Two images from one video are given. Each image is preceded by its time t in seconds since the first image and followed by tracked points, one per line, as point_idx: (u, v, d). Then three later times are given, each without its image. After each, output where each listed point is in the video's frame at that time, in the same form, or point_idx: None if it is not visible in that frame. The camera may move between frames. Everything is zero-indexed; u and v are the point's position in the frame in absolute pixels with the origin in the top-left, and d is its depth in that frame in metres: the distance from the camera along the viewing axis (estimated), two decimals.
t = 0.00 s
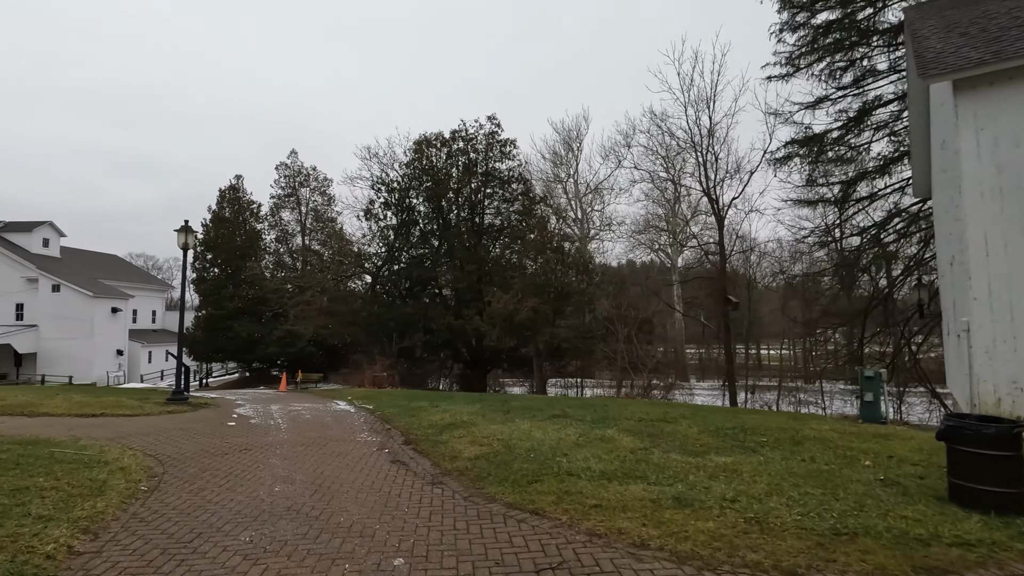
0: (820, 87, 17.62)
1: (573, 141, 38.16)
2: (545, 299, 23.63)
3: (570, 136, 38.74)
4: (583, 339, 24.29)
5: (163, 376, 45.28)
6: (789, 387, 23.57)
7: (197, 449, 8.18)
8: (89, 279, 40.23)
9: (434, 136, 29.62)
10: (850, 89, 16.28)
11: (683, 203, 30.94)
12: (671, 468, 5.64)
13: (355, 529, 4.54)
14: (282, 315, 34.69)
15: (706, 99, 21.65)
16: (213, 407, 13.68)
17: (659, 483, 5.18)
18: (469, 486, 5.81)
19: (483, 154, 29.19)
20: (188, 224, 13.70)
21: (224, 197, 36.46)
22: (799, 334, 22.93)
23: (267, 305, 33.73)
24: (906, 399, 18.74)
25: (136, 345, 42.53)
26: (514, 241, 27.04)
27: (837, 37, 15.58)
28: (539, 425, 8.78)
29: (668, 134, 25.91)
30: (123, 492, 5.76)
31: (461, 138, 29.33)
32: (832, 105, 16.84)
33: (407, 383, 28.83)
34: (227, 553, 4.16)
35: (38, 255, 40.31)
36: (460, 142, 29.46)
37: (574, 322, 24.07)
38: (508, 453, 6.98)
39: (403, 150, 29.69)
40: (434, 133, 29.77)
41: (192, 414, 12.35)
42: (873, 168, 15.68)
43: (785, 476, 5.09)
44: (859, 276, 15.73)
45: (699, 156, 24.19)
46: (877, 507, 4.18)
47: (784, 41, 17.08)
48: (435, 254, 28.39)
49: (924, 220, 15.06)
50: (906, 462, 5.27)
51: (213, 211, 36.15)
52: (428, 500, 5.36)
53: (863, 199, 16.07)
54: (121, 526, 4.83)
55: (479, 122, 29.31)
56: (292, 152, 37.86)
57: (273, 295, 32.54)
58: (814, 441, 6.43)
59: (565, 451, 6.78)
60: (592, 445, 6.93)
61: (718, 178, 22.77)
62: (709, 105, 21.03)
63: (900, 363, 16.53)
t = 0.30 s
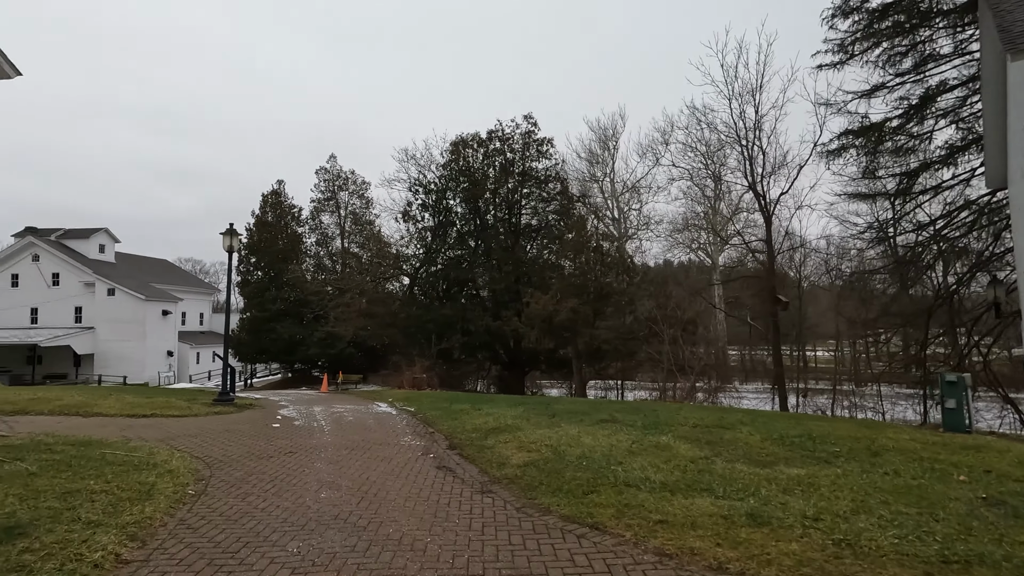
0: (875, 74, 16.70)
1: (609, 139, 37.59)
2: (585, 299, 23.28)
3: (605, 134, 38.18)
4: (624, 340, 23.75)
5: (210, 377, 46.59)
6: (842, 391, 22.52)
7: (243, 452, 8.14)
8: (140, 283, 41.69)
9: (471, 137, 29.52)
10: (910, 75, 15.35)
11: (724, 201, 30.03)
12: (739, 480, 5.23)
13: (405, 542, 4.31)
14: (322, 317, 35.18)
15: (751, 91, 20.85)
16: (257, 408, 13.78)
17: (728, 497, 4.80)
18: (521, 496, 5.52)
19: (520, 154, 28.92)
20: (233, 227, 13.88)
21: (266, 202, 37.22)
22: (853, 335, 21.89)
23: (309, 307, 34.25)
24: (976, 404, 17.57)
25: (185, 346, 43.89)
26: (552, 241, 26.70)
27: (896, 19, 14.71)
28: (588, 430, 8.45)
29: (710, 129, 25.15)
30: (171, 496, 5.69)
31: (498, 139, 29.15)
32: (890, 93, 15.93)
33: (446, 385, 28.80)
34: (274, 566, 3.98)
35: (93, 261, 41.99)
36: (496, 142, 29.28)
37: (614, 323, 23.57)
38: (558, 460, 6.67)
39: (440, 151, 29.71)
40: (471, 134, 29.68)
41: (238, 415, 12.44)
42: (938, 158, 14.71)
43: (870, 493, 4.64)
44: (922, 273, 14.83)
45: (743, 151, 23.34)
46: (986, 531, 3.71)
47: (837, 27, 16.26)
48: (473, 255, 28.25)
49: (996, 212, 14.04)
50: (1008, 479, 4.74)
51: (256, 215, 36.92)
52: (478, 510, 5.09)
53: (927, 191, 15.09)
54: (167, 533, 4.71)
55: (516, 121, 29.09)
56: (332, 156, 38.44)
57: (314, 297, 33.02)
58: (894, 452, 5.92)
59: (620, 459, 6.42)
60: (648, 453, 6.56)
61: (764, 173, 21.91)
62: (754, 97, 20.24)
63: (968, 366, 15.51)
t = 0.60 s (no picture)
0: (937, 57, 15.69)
1: (645, 135, 36.80)
2: (625, 299, 22.74)
3: (642, 130, 37.39)
4: (666, 340, 23.09)
5: (253, 377, 47.63)
6: (902, 394, 21.36)
7: (287, 455, 8.02)
8: (187, 286, 42.87)
9: (507, 135, 29.25)
10: (977, 56, 14.33)
11: (767, 196, 28.96)
12: (818, 495, 4.77)
13: (458, 559, 4.03)
14: (361, 318, 35.46)
15: (799, 79, 19.94)
16: (299, 409, 13.75)
17: (809, 515, 4.36)
18: (577, 508, 5.18)
19: (556, 151, 28.48)
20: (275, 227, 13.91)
21: (306, 204, 37.74)
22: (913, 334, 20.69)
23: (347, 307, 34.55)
24: None
25: (229, 347, 44.96)
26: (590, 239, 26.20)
27: None
28: (640, 435, 8.05)
29: (753, 121, 24.23)
30: (215, 502, 5.54)
31: (533, 136, 28.76)
32: (954, 76, 14.91)
33: (483, 386, 28.62)
34: None
35: (143, 264, 43.41)
36: (532, 140, 28.91)
37: (656, 323, 22.95)
38: (613, 469, 6.30)
39: (476, 150, 29.53)
40: (507, 132, 29.41)
41: (281, 416, 12.44)
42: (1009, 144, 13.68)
43: (974, 514, 4.13)
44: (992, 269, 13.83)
45: (790, 142, 22.37)
46: None
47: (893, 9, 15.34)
48: (509, 255, 27.92)
49: None
50: None
51: (296, 218, 37.46)
52: (533, 524, 4.78)
53: (996, 180, 14.06)
54: (212, 542, 4.54)
55: (551, 118, 28.68)
56: (368, 159, 38.75)
57: (353, 298, 33.31)
58: (989, 466, 5.35)
59: (680, 469, 6.00)
60: (710, 462, 6.13)
61: (814, 165, 20.92)
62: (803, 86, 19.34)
63: None
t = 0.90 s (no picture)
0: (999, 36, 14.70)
1: (679, 131, 36.01)
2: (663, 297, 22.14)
3: (675, 126, 36.59)
4: (707, 340, 22.37)
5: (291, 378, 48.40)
6: (964, 395, 20.14)
7: (325, 459, 7.84)
8: (227, 289, 43.82)
9: (539, 133, 28.94)
10: None
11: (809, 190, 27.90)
12: (904, 511, 4.32)
13: None
14: (395, 320, 35.56)
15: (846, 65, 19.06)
16: (336, 411, 13.66)
17: (899, 535, 3.92)
18: (632, 521, 4.83)
19: (590, 148, 28.02)
20: (311, 229, 13.89)
21: (340, 208, 38.12)
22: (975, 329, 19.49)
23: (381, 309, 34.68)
24: None
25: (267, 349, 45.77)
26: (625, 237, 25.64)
27: None
28: (692, 441, 7.62)
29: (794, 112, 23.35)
30: (254, 510, 5.36)
31: (566, 134, 28.38)
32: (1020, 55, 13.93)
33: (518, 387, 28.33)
34: None
35: (185, 269, 44.55)
36: (565, 137, 28.53)
37: (696, 322, 22.23)
38: (668, 478, 5.91)
39: (508, 149, 29.29)
40: (539, 130, 29.12)
41: (318, 418, 12.36)
42: None
43: None
44: None
45: (835, 133, 21.45)
46: None
47: None
48: (543, 254, 27.53)
49: None
50: None
51: (330, 221, 37.85)
52: (587, 539, 4.43)
53: None
54: (250, 554, 4.33)
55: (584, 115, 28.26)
56: (401, 161, 38.93)
57: (387, 300, 33.44)
58: None
59: (743, 480, 5.58)
60: (774, 472, 5.69)
61: (862, 155, 19.96)
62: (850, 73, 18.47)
63: None
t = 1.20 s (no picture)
0: None
1: (712, 126, 35.09)
2: (701, 297, 21.48)
3: (708, 121, 35.67)
4: (747, 341, 21.63)
5: (325, 378, 49.00)
6: None
7: (360, 465, 7.62)
8: (262, 291, 44.57)
9: (571, 130, 28.49)
10: None
11: (852, 185, 26.77)
12: (1006, 539, 3.85)
13: None
14: (426, 321, 35.56)
15: (896, 51, 18.11)
16: (370, 414, 13.55)
17: (1005, 567, 3.48)
18: (691, 541, 4.43)
19: (622, 144, 27.43)
20: (343, 230, 13.79)
21: (371, 209, 38.28)
22: None
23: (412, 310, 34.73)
24: None
25: (302, 349, 46.44)
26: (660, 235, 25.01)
27: None
28: (746, 451, 7.17)
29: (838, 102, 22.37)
30: (287, 521, 5.12)
31: (597, 131, 27.87)
32: None
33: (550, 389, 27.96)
34: None
35: (222, 272, 45.47)
36: (596, 134, 28.02)
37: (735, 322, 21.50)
38: (725, 493, 5.50)
39: (538, 148, 28.92)
40: (570, 127, 28.66)
41: (352, 421, 12.25)
42: None
43: None
44: None
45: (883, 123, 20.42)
46: None
47: None
48: (575, 254, 27.03)
49: None
50: None
51: (362, 223, 38.03)
52: (644, 562, 4.06)
53: None
54: (285, 571, 4.10)
55: (616, 111, 27.70)
56: (431, 162, 38.93)
57: (418, 300, 33.47)
58: None
59: (809, 495, 5.14)
60: (843, 487, 5.24)
61: (914, 145, 18.94)
62: (901, 58, 17.53)
63: None
